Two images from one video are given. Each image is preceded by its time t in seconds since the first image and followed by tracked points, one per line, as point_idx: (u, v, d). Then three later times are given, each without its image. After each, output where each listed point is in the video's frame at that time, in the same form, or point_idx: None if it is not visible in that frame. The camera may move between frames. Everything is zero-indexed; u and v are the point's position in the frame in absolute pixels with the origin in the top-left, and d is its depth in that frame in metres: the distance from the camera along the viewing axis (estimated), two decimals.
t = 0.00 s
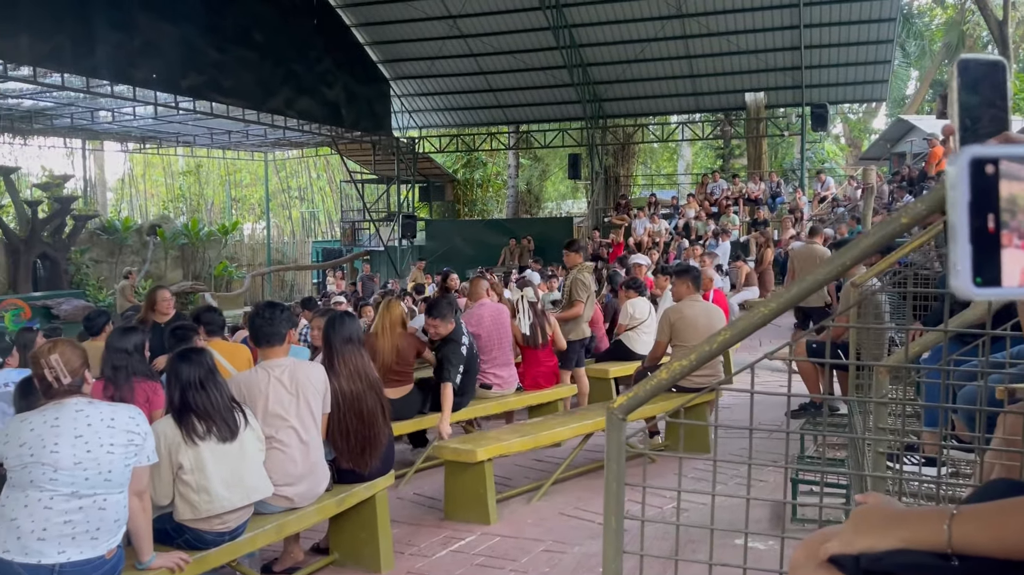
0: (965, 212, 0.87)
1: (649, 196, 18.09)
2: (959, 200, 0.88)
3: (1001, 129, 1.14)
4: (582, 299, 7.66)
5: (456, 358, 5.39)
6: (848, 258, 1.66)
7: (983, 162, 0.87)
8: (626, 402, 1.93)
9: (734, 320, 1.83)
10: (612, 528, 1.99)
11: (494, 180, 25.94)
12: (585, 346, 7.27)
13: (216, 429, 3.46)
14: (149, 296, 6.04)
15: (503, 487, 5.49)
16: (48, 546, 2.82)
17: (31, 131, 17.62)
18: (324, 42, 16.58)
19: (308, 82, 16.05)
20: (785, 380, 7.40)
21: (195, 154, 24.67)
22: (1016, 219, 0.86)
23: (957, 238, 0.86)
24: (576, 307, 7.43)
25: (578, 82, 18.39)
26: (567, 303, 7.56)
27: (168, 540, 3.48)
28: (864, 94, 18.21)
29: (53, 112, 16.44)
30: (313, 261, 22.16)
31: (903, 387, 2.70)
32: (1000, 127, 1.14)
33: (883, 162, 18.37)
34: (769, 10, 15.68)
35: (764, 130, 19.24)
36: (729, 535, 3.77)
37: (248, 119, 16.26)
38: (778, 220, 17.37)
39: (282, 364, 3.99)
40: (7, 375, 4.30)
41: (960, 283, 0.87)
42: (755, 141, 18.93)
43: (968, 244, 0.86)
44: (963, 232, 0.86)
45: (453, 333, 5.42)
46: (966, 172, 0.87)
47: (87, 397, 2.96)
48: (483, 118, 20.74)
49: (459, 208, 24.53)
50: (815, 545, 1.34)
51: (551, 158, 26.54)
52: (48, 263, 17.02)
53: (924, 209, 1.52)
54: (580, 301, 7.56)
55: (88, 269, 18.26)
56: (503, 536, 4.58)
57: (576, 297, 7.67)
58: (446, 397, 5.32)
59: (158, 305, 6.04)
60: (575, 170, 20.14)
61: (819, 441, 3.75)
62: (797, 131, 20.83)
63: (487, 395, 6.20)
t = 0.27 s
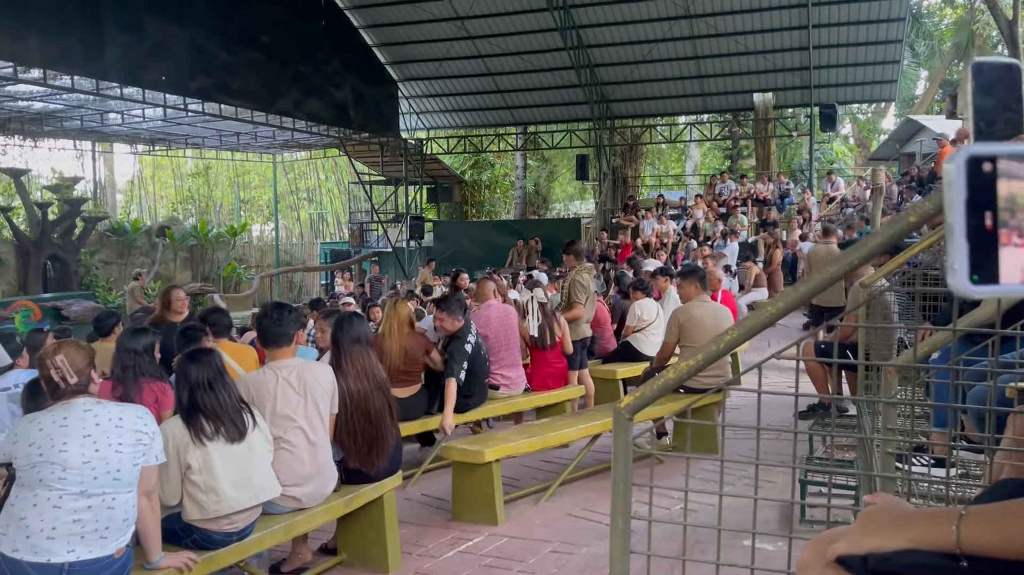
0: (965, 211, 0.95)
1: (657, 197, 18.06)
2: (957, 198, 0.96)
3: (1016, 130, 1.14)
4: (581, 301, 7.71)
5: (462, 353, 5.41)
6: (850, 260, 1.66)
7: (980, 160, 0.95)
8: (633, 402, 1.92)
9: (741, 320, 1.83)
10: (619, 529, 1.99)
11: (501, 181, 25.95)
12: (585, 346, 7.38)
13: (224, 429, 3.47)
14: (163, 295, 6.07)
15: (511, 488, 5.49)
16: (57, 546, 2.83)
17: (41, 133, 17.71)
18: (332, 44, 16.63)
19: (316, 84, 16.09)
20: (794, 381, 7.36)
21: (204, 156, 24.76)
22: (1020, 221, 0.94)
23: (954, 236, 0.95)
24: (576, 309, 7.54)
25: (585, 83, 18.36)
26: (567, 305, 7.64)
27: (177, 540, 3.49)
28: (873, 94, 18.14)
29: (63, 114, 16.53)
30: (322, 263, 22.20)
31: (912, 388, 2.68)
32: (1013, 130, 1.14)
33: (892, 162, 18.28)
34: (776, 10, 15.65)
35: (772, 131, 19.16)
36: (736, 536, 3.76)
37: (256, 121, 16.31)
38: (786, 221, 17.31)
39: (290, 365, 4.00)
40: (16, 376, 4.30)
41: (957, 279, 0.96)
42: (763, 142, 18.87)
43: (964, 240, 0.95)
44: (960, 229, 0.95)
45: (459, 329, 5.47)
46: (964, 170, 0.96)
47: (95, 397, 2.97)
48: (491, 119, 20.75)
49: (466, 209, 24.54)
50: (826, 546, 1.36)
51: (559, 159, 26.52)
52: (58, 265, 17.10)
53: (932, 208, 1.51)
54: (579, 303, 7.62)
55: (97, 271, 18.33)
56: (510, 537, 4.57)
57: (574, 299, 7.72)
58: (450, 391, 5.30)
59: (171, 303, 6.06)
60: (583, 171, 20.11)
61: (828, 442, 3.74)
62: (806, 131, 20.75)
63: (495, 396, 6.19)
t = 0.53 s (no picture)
0: (968, 204, 1.09)
1: (667, 198, 18.01)
2: (964, 193, 1.10)
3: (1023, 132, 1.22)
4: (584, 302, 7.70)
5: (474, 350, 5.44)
6: (858, 251, 1.65)
7: (987, 153, 1.08)
8: (642, 402, 1.93)
9: (751, 320, 1.84)
10: (629, 528, 2.00)
11: (511, 182, 25.98)
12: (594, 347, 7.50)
13: (236, 430, 3.49)
14: (178, 295, 6.12)
15: (521, 488, 5.49)
16: (71, 545, 2.85)
17: (55, 136, 17.86)
18: (343, 46, 16.71)
19: (327, 86, 16.15)
20: (804, 382, 7.35)
21: (215, 158, 24.91)
22: (1013, 215, 1.08)
23: (963, 225, 1.09)
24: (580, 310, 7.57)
25: (595, 84, 18.36)
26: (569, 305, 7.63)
27: (189, 539, 3.51)
28: (885, 94, 18.08)
29: (77, 117, 16.68)
30: (333, 264, 22.29)
31: (923, 388, 2.68)
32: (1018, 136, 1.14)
33: (903, 162, 18.19)
34: (787, 10, 15.60)
35: (783, 132, 19.09)
36: (747, 537, 3.75)
37: (267, 123, 16.39)
38: (798, 222, 17.24)
39: (302, 365, 4.02)
40: (31, 377, 4.35)
41: (965, 272, 1.11)
42: (774, 142, 18.80)
43: (972, 232, 1.09)
44: (967, 222, 1.09)
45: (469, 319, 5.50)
46: (969, 164, 1.09)
47: (108, 398, 3.00)
48: (501, 120, 20.78)
49: (476, 210, 24.55)
50: None
51: (569, 160, 26.53)
52: (72, 266, 17.23)
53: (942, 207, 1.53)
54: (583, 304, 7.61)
55: (110, 272, 18.44)
56: (520, 537, 4.58)
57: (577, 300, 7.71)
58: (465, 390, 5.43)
59: (187, 303, 6.12)
60: (593, 172, 20.08)
61: (837, 443, 3.74)
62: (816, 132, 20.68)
63: (506, 397, 6.19)
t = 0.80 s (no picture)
0: (967, 216, 0.86)
1: (679, 200, 17.98)
2: (962, 204, 0.87)
3: None
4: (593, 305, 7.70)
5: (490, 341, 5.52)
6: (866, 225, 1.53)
7: (985, 165, 0.87)
8: (655, 405, 1.94)
9: (763, 325, 1.85)
10: (641, 532, 2.00)
11: (523, 184, 26.02)
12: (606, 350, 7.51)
13: (251, 432, 3.52)
14: (187, 299, 6.17)
15: (533, 491, 5.50)
16: (87, 547, 2.88)
17: (71, 140, 18.04)
18: (356, 49, 16.78)
19: (340, 89, 16.22)
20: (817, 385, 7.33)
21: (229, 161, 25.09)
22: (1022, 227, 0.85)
23: (958, 238, 0.86)
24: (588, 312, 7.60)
25: (607, 87, 18.37)
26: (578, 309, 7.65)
27: (204, 541, 3.54)
28: (899, 95, 18.02)
29: (92, 121, 16.84)
30: (345, 267, 22.40)
31: (936, 392, 2.67)
32: None
33: (917, 164, 18.11)
34: (799, 11, 15.55)
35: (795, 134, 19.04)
36: (760, 541, 3.74)
37: (280, 126, 16.48)
38: (811, 224, 17.18)
39: (316, 368, 4.05)
40: (49, 379, 4.40)
41: (963, 282, 0.87)
42: (787, 144, 18.74)
43: (972, 243, 0.86)
44: (965, 232, 0.86)
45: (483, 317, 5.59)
46: (966, 174, 0.87)
47: (124, 401, 3.03)
48: (513, 123, 20.83)
49: (488, 213, 24.59)
50: None
51: (581, 162, 26.55)
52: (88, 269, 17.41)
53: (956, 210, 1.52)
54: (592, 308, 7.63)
55: (125, 275, 18.57)
56: (532, 540, 4.59)
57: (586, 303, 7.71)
58: (481, 381, 5.44)
59: (195, 306, 6.17)
60: (605, 174, 20.09)
61: (850, 447, 3.73)
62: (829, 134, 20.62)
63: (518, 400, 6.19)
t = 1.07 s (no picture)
0: (975, 222, 0.92)
1: (689, 200, 17.94)
2: (967, 211, 0.93)
3: None
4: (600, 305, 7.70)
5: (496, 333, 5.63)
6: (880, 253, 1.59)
7: (989, 172, 0.93)
8: (666, 407, 1.94)
9: (773, 326, 1.84)
10: (652, 533, 2.00)
11: (533, 185, 26.03)
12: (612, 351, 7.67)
13: (263, 432, 3.54)
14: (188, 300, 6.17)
15: (543, 492, 5.50)
16: (100, 547, 2.90)
17: (83, 141, 18.14)
18: (366, 50, 16.82)
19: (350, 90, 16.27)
20: (828, 386, 7.31)
21: (240, 162, 25.19)
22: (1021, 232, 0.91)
23: (965, 247, 0.92)
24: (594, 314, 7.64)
25: (616, 87, 18.34)
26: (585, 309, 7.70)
27: (216, 540, 3.56)
28: (911, 94, 17.92)
29: (104, 123, 16.94)
30: (355, 267, 22.47)
31: (948, 393, 2.66)
32: None
33: (930, 163, 18.00)
34: (809, 10, 15.51)
35: (806, 133, 18.95)
36: (771, 542, 3.73)
37: (290, 127, 16.54)
38: (822, 224, 17.11)
39: (327, 368, 4.06)
40: (63, 379, 4.44)
41: (971, 290, 0.93)
42: (797, 144, 18.68)
43: (976, 252, 0.92)
44: (971, 242, 0.92)
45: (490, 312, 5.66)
46: (972, 182, 0.93)
47: (137, 401, 3.04)
48: (522, 123, 20.83)
49: (498, 213, 24.59)
50: None
51: (590, 162, 26.53)
52: (100, 270, 17.56)
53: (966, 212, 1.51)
54: (597, 309, 7.65)
55: (136, 275, 18.65)
56: (542, 540, 4.59)
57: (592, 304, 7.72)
58: (492, 370, 5.51)
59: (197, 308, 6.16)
60: (615, 174, 20.05)
61: (862, 448, 3.72)
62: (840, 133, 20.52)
63: (528, 399, 6.20)
